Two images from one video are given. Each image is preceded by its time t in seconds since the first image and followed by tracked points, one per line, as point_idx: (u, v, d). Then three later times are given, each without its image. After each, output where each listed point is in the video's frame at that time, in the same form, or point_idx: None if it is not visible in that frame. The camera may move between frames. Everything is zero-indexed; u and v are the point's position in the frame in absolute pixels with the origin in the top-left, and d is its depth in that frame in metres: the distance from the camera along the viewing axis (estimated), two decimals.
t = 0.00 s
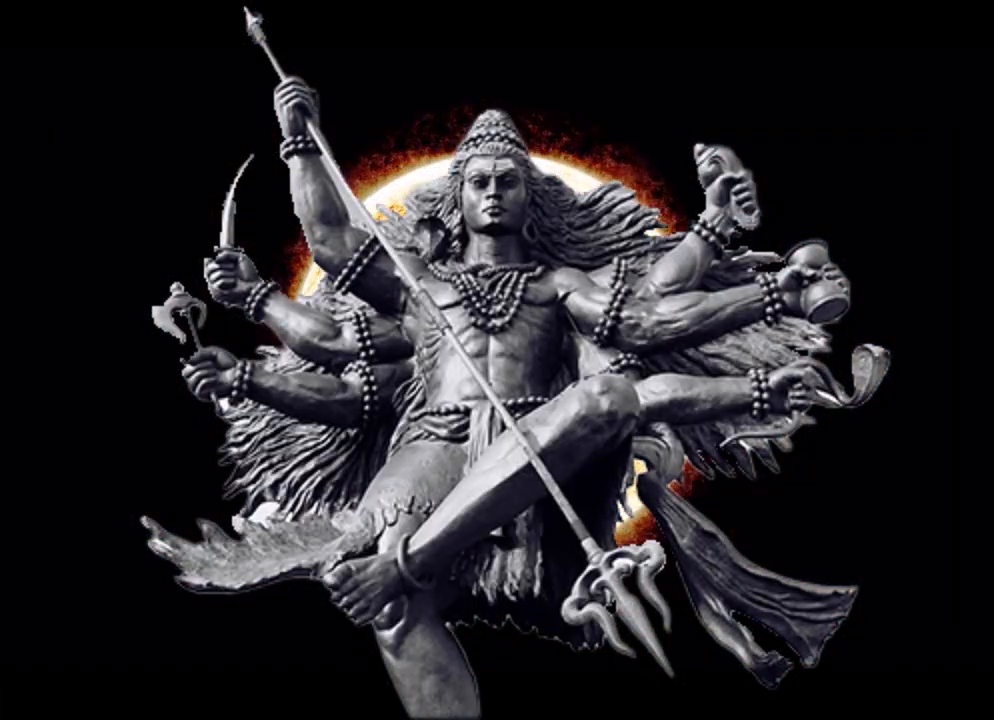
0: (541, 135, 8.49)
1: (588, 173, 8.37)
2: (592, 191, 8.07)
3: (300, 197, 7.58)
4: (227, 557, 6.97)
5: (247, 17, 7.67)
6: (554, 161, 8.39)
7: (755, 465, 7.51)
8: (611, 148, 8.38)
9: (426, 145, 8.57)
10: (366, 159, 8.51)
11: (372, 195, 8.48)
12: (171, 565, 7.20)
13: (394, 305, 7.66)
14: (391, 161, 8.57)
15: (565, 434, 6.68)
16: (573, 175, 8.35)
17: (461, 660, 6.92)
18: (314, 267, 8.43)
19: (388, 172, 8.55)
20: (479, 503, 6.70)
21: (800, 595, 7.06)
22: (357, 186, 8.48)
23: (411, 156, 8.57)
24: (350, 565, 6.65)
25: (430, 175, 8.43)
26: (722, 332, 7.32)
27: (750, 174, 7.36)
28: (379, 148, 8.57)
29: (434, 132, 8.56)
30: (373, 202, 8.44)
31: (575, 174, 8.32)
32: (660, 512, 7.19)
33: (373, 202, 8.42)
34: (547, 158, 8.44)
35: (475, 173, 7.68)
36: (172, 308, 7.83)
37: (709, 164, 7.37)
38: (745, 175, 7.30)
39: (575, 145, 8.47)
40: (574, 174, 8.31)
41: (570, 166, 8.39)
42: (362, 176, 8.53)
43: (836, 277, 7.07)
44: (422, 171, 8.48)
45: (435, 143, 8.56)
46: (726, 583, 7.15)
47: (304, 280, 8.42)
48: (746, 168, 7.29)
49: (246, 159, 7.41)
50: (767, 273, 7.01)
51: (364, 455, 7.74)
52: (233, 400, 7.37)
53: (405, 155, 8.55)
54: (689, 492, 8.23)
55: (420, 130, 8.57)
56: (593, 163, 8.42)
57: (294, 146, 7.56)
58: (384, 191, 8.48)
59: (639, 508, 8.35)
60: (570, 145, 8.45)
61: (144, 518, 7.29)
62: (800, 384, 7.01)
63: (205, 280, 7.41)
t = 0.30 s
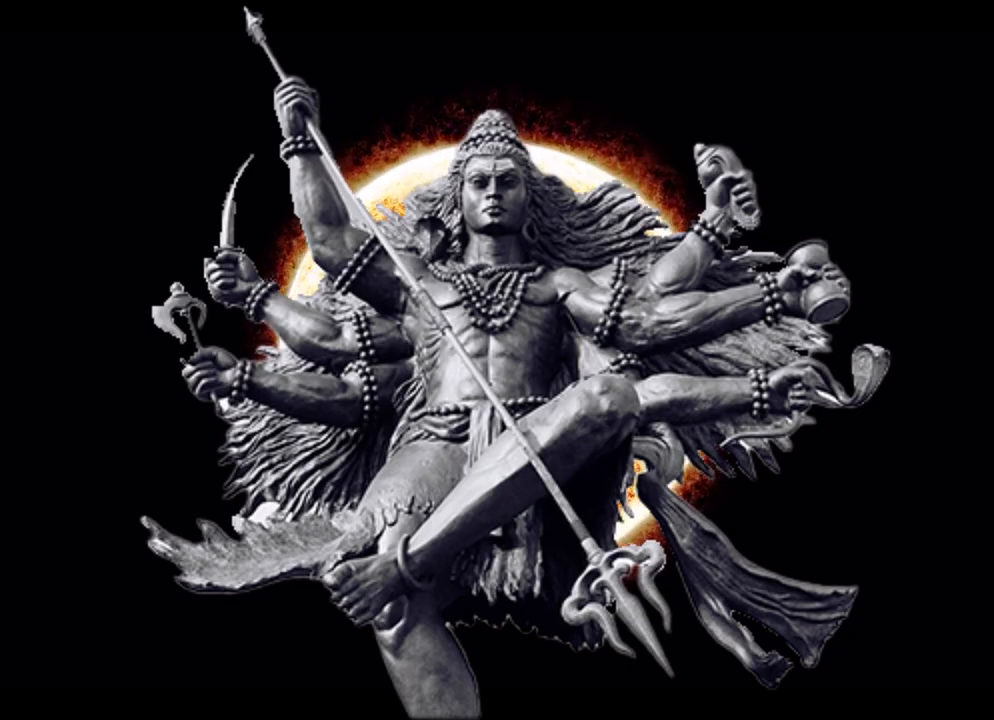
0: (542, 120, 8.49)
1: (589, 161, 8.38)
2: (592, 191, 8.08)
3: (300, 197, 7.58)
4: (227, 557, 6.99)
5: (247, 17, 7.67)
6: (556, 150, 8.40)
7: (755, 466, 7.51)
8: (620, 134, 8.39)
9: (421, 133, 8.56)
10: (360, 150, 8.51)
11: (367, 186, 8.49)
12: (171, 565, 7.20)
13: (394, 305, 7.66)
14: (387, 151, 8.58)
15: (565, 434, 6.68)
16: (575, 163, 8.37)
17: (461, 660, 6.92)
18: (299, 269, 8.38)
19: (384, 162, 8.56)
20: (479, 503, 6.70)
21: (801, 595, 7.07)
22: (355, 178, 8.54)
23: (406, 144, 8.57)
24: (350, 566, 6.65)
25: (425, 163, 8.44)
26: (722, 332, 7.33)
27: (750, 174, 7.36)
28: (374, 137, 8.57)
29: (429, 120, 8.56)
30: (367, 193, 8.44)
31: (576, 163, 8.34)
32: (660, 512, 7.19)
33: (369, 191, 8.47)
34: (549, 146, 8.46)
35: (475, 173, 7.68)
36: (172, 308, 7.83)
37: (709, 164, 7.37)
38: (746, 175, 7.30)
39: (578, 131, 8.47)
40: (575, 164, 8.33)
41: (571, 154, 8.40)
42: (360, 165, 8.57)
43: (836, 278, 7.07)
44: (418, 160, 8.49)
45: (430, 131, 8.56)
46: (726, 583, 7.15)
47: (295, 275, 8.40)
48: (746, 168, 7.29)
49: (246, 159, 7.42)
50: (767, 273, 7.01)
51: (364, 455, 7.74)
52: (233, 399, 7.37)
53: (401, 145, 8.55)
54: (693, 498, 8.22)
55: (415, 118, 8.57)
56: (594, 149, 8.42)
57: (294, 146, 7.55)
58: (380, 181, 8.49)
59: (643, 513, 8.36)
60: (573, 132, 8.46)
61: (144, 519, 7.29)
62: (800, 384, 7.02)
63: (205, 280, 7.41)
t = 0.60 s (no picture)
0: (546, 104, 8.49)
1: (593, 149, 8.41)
2: (592, 191, 8.08)
3: (300, 197, 7.58)
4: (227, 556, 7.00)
5: (247, 16, 7.67)
6: (559, 138, 8.42)
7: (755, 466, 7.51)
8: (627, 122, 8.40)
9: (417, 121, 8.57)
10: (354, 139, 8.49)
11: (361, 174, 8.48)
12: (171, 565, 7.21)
13: (394, 305, 7.66)
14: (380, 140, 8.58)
15: (565, 434, 6.68)
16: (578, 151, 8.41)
17: (462, 659, 6.92)
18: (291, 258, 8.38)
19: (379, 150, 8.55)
20: (479, 503, 6.70)
21: (801, 595, 7.07)
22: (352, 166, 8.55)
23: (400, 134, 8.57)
24: (350, 566, 6.65)
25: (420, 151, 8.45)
26: (722, 332, 7.33)
27: (750, 174, 7.37)
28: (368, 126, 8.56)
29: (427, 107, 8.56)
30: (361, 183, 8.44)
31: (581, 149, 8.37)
32: (660, 512, 7.19)
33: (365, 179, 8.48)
34: (552, 130, 8.47)
35: (475, 173, 7.68)
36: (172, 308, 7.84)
37: (709, 164, 7.37)
38: (746, 175, 7.30)
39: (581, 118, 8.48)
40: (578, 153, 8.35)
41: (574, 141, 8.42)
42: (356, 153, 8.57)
43: (836, 277, 7.07)
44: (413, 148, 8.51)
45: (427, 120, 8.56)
46: (726, 583, 7.15)
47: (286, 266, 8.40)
48: (746, 168, 7.29)
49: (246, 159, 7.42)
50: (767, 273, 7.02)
51: (365, 455, 7.75)
52: (233, 399, 7.37)
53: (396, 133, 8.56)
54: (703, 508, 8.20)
55: (411, 107, 8.58)
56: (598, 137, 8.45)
57: (294, 146, 7.56)
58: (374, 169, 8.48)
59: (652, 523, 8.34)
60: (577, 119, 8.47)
61: (144, 519, 7.29)
62: (800, 384, 7.02)
63: (205, 280, 7.42)
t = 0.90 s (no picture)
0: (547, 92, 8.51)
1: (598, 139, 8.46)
2: (592, 191, 8.08)
3: (300, 197, 7.58)
4: (227, 556, 7.00)
5: (247, 16, 7.67)
6: (562, 125, 8.47)
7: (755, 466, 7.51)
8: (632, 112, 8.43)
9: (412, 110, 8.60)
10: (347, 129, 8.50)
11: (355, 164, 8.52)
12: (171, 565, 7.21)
13: (394, 305, 7.67)
14: (372, 129, 8.61)
15: (565, 434, 6.69)
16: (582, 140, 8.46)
17: (462, 660, 6.92)
18: (280, 254, 8.39)
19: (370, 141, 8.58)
20: (479, 503, 6.70)
21: (801, 595, 7.07)
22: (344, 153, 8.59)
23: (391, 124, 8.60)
24: (350, 566, 6.65)
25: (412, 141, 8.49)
26: (721, 332, 7.33)
27: (750, 174, 7.37)
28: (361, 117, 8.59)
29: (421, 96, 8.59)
30: (354, 173, 8.48)
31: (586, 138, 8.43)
32: (660, 512, 7.20)
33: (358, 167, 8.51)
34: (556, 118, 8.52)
35: (475, 173, 7.68)
36: (172, 308, 7.84)
37: (709, 164, 7.37)
38: (745, 175, 7.31)
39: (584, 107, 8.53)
40: (582, 143, 8.41)
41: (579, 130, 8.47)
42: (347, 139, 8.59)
43: (836, 277, 7.07)
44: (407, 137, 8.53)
45: (421, 108, 8.59)
46: (726, 583, 7.16)
47: (275, 262, 8.41)
48: (746, 168, 7.29)
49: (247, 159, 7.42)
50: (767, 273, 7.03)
51: (365, 455, 7.75)
52: (233, 399, 7.38)
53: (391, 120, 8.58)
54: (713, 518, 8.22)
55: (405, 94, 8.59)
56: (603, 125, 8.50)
57: (294, 146, 7.56)
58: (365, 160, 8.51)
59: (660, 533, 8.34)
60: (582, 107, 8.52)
61: (144, 519, 7.29)
62: (800, 384, 7.02)
63: (205, 280, 7.42)
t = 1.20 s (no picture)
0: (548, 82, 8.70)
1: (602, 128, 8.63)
2: (592, 191, 8.09)
3: (300, 197, 7.59)
4: (228, 556, 7.01)
5: (247, 16, 7.68)
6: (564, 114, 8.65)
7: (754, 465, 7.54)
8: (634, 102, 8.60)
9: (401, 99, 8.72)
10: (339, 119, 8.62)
11: (349, 152, 8.65)
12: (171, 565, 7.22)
13: (394, 305, 7.67)
14: (364, 118, 8.73)
15: (565, 434, 6.69)
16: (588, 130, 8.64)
17: (461, 660, 6.92)
18: (270, 248, 8.47)
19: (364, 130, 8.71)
20: (479, 503, 6.71)
21: (801, 595, 7.08)
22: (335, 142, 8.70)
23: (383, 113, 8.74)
24: (350, 566, 6.65)
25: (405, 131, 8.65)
26: (721, 332, 7.33)
27: (750, 174, 7.37)
28: (356, 105, 8.71)
29: (418, 84, 8.73)
30: (348, 162, 8.61)
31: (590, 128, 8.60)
32: (660, 512, 7.21)
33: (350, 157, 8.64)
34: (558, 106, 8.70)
35: (475, 173, 7.69)
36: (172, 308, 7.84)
37: (709, 163, 7.37)
38: (746, 175, 7.31)
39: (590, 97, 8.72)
40: (586, 132, 8.58)
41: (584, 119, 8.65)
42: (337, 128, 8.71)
43: (836, 277, 7.08)
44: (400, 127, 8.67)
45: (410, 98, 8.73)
46: (725, 583, 7.17)
47: (264, 256, 8.48)
48: (746, 168, 7.29)
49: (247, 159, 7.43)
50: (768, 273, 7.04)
51: (364, 455, 7.75)
52: (233, 399, 7.38)
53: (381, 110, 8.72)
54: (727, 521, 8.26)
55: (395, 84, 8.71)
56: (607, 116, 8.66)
57: (294, 146, 7.57)
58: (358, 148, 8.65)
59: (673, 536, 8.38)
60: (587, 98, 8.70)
61: (144, 519, 7.30)
62: (800, 384, 7.03)
63: (205, 280, 7.43)
